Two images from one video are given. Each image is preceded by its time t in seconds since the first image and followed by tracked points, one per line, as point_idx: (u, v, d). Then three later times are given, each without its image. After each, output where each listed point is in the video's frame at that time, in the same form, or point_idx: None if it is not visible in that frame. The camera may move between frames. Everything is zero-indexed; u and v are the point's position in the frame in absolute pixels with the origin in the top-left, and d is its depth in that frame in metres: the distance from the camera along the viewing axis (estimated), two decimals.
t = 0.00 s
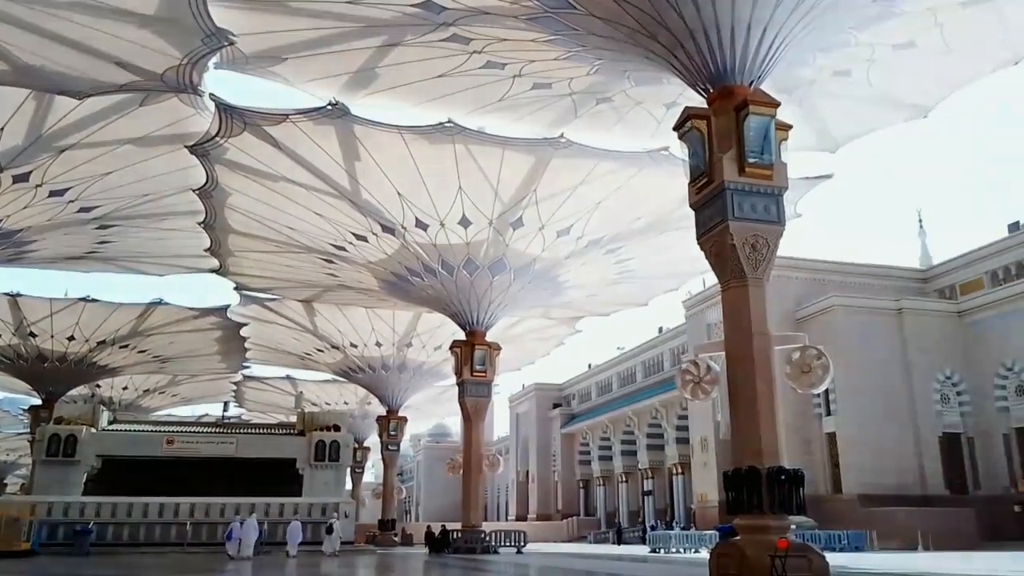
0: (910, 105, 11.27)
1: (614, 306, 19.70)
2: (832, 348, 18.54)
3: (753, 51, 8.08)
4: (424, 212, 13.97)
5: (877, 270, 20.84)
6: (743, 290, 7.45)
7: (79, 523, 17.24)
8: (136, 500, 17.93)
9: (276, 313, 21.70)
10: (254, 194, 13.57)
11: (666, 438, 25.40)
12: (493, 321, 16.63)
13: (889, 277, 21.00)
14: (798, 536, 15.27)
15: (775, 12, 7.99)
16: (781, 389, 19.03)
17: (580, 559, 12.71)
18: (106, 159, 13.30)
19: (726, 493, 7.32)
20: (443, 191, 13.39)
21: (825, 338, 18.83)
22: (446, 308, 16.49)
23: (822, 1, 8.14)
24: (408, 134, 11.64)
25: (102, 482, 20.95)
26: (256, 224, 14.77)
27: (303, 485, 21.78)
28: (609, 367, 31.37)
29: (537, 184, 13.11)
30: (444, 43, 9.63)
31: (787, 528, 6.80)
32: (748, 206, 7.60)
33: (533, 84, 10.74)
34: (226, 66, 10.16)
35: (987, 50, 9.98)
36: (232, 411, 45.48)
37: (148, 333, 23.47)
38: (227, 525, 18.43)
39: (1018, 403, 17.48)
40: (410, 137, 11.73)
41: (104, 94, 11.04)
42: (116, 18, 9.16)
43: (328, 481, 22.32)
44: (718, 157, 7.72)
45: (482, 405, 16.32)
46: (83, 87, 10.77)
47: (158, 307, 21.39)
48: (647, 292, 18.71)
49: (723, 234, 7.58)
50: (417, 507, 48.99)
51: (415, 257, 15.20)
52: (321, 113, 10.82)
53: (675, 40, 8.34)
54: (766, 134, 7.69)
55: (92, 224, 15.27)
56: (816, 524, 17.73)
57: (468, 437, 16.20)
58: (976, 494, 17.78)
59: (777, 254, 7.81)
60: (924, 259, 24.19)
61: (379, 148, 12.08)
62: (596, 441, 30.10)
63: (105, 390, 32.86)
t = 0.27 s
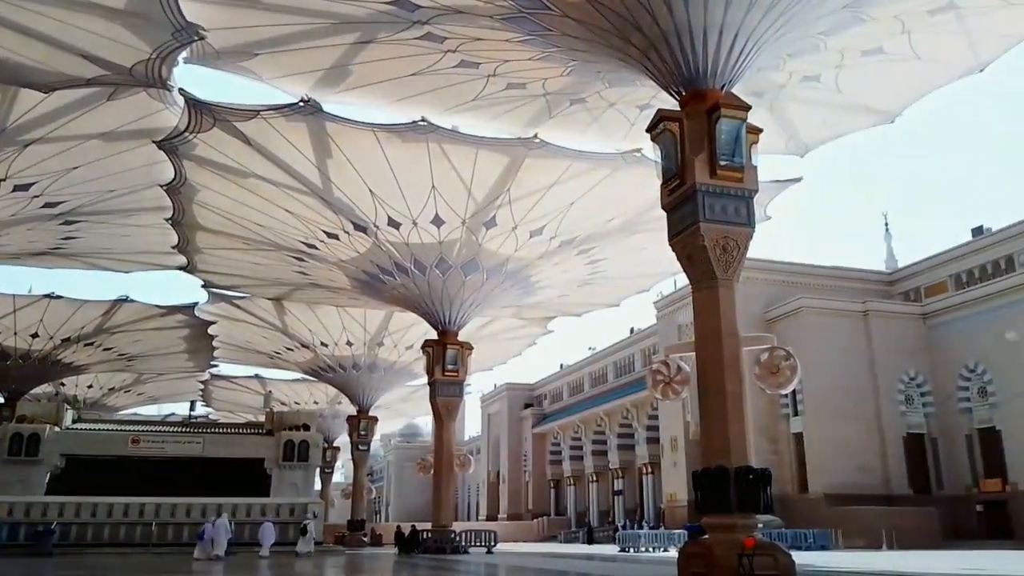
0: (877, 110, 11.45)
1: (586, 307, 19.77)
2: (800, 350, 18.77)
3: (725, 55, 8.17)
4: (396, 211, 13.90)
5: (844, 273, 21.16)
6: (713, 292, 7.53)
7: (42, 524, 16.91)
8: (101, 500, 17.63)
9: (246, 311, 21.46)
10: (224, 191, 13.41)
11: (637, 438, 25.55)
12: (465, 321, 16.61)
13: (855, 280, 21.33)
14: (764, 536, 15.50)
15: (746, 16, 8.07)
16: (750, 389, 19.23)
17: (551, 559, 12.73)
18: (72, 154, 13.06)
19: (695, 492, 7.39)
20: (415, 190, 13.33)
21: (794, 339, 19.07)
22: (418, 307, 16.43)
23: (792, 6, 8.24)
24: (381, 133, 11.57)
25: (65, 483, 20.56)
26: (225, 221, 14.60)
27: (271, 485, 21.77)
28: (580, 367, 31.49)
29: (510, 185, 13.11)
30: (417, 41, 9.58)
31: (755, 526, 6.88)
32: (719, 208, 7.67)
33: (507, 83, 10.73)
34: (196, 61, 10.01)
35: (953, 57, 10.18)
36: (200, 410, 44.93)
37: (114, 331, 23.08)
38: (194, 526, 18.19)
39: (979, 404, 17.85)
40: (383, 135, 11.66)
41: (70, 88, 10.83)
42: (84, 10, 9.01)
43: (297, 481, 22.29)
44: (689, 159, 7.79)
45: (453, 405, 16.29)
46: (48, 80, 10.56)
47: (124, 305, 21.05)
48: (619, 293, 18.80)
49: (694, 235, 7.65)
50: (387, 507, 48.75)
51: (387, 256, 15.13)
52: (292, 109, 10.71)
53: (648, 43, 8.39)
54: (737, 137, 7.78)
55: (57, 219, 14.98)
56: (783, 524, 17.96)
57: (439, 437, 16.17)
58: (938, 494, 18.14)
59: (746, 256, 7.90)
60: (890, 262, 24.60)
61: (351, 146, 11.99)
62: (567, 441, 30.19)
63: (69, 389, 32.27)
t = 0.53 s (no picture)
0: (844, 116, 11.63)
1: (556, 307, 19.82)
2: (766, 350, 18.99)
3: (696, 58, 8.25)
4: (367, 208, 13.81)
5: (810, 276, 21.47)
6: (682, 293, 7.59)
7: None
8: (62, 499, 17.26)
9: (212, 308, 21.18)
10: (192, 186, 13.21)
11: (605, 438, 25.69)
12: (434, 319, 16.56)
13: (821, 282, 21.65)
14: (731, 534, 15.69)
15: (717, 20, 8.15)
16: (717, 390, 19.42)
17: (519, 558, 12.74)
18: (34, 146, 12.78)
19: (662, 492, 7.44)
20: (386, 188, 13.26)
21: (760, 340, 19.29)
22: (387, 306, 16.34)
23: (763, 12, 8.32)
24: (351, 130, 11.49)
25: (24, 483, 20.10)
26: (192, 216, 14.39)
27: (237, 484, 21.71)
28: (550, 367, 31.57)
29: (481, 184, 13.09)
30: (390, 38, 9.53)
31: (721, 525, 6.95)
32: (688, 210, 7.74)
33: (480, 82, 10.72)
34: (163, 54, 9.85)
35: (917, 65, 10.38)
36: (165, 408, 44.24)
37: (76, 327, 22.64)
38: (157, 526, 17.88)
39: (940, 405, 18.22)
40: (354, 132, 11.58)
41: (32, 78, 10.59)
42: None
43: (263, 481, 22.22)
44: (659, 161, 7.85)
45: (422, 404, 16.23)
46: (10, 70, 10.31)
47: (87, 301, 20.64)
48: (589, 293, 18.88)
49: (664, 236, 7.70)
50: (355, 507, 48.43)
51: (356, 254, 15.03)
52: (261, 104, 10.58)
53: (621, 44, 8.43)
54: (707, 140, 7.86)
55: (18, 213, 14.65)
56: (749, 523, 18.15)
57: (408, 436, 16.09)
58: (899, 493, 18.49)
59: (715, 257, 7.98)
60: (855, 266, 25.01)
61: (321, 142, 11.89)
62: (536, 440, 30.25)
63: (29, 386, 31.59)
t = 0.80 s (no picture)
0: (811, 123, 11.80)
1: (526, 309, 19.84)
2: (733, 354, 19.18)
3: (666, 63, 8.32)
4: (336, 207, 13.70)
5: (776, 280, 21.75)
6: (651, 297, 7.65)
7: None
8: (20, 501, 16.85)
9: (177, 307, 20.86)
10: (158, 183, 13.00)
11: (574, 440, 25.77)
12: (404, 320, 16.49)
13: (787, 287, 21.95)
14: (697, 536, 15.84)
15: (688, 25, 8.23)
16: (685, 393, 19.57)
17: (487, 560, 12.71)
18: None
19: (629, 494, 7.48)
20: (356, 187, 13.16)
21: (728, 344, 19.47)
22: (356, 306, 16.23)
23: (733, 19, 8.41)
24: (321, 128, 11.39)
25: None
26: (158, 214, 14.16)
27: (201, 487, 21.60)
28: (519, 369, 31.60)
29: (452, 185, 13.06)
30: (361, 37, 9.47)
31: (687, 527, 7.00)
32: (658, 214, 7.79)
33: (451, 83, 10.69)
34: (129, 49, 9.68)
35: (883, 74, 10.56)
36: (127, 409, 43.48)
37: (37, 325, 22.16)
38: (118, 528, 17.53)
39: (901, 409, 18.54)
40: (324, 130, 11.49)
41: None
42: None
43: (228, 483, 22.11)
44: (630, 165, 7.90)
45: (391, 405, 16.14)
46: None
47: (48, 299, 20.21)
48: (559, 295, 18.93)
49: (633, 240, 7.75)
50: (321, 509, 48.00)
51: (325, 254, 14.90)
52: (230, 101, 10.45)
53: (593, 48, 8.46)
54: (677, 144, 7.93)
55: None
56: (715, 525, 18.32)
57: (376, 438, 15.99)
58: (862, 495, 18.79)
59: (684, 261, 8.04)
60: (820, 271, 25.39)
61: (290, 140, 11.77)
62: (505, 442, 30.24)
63: None
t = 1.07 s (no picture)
0: (780, 132, 11.96)
1: (497, 312, 19.82)
2: (701, 360, 19.32)
3: (638, 70, 8.38)
4: (306, 208, 13.58)
5: (744, 287, 21.99)
6: (621, 302, 7.69)
7: None
8: None
9: (142, 307, 20.51)
10: (124, 181, 12.78)
11: (543, 444, 25.79)
12: (373, 323, 16.39)
13: (754, 293, 22.18)
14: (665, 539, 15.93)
15: (660, 33, 8.30)
16: (654, 398, 19.67)
17: (454, 565, 12.66)
18: None
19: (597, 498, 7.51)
20: (326, 189, 13.05)
21: (696, 349, 19.62)
22: (325, 308, 16.10)
23: (703, 28, 8.49)
24: (292, 129, 11.29)
25: None
26: (123, 213, 13.91)
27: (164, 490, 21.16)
28: (489, 372, 31.57)
29: (424, 188, 13.01)
30: (333, 38, 9.40)
31: (654, 531, 7.04)
32: (629, 219, 7.84)
33: (424, 85, 10.66)
34: (96, 45, 9.51)
35: (850, 85, 10.74)
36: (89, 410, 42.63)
37: None
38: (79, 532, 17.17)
39: (865, 415, 18.83)
40: (295, 131, 11.38)
41: None
42: None
43: (192, 486, 21.69)
44: (601, 171, 7.95)
45: (359, 409, 16.02)
46: None
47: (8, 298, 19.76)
48: (530, 299, 18.95)
49: (604, 245, 7.79)
50: (287, 513, 47.46)
51: (295, 255, 14.76)
52: (199, 100, 10.31)
53: (565, 54, 8.49)
54: (648, 151, 8.00)
55: None
56: (682, 530, 18.44)
57: (343, 441, 15.86)
58: (826, 500, 19.05)
59: (654, 267, 8.10)
60: (787, 278, 25.72)
61: (260, 141, 11.65)
62: (474, 446, 30.18)
63: None
